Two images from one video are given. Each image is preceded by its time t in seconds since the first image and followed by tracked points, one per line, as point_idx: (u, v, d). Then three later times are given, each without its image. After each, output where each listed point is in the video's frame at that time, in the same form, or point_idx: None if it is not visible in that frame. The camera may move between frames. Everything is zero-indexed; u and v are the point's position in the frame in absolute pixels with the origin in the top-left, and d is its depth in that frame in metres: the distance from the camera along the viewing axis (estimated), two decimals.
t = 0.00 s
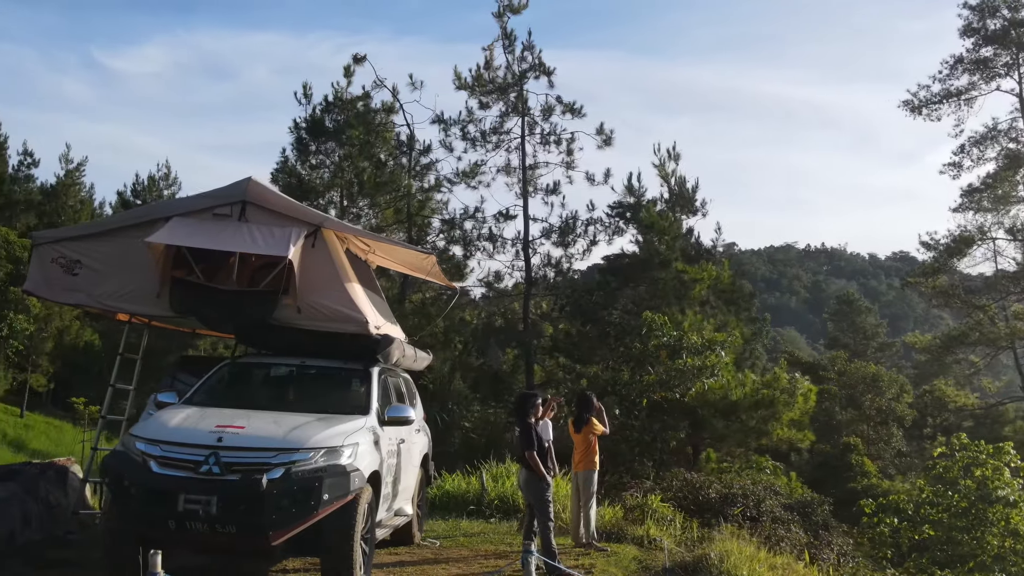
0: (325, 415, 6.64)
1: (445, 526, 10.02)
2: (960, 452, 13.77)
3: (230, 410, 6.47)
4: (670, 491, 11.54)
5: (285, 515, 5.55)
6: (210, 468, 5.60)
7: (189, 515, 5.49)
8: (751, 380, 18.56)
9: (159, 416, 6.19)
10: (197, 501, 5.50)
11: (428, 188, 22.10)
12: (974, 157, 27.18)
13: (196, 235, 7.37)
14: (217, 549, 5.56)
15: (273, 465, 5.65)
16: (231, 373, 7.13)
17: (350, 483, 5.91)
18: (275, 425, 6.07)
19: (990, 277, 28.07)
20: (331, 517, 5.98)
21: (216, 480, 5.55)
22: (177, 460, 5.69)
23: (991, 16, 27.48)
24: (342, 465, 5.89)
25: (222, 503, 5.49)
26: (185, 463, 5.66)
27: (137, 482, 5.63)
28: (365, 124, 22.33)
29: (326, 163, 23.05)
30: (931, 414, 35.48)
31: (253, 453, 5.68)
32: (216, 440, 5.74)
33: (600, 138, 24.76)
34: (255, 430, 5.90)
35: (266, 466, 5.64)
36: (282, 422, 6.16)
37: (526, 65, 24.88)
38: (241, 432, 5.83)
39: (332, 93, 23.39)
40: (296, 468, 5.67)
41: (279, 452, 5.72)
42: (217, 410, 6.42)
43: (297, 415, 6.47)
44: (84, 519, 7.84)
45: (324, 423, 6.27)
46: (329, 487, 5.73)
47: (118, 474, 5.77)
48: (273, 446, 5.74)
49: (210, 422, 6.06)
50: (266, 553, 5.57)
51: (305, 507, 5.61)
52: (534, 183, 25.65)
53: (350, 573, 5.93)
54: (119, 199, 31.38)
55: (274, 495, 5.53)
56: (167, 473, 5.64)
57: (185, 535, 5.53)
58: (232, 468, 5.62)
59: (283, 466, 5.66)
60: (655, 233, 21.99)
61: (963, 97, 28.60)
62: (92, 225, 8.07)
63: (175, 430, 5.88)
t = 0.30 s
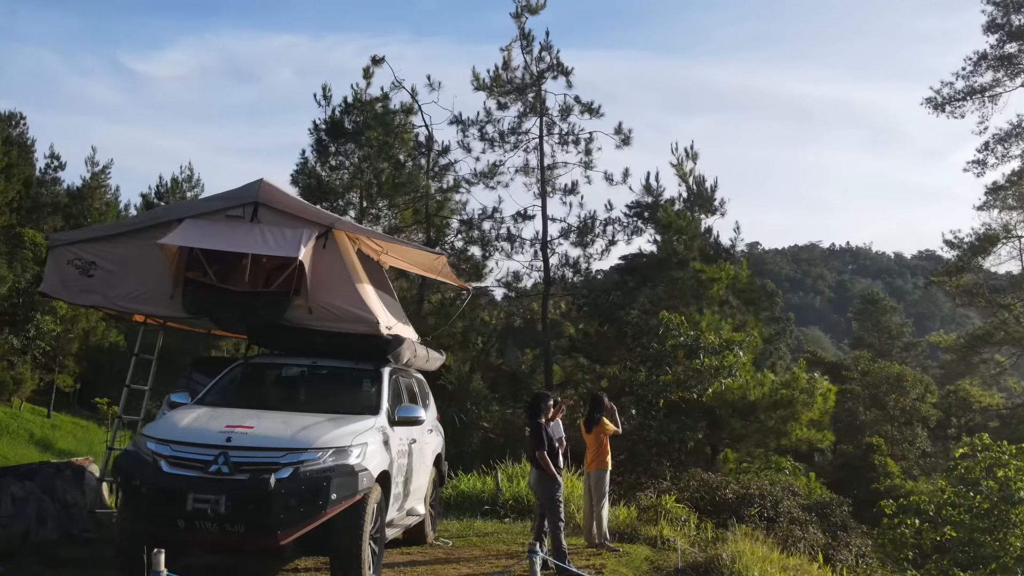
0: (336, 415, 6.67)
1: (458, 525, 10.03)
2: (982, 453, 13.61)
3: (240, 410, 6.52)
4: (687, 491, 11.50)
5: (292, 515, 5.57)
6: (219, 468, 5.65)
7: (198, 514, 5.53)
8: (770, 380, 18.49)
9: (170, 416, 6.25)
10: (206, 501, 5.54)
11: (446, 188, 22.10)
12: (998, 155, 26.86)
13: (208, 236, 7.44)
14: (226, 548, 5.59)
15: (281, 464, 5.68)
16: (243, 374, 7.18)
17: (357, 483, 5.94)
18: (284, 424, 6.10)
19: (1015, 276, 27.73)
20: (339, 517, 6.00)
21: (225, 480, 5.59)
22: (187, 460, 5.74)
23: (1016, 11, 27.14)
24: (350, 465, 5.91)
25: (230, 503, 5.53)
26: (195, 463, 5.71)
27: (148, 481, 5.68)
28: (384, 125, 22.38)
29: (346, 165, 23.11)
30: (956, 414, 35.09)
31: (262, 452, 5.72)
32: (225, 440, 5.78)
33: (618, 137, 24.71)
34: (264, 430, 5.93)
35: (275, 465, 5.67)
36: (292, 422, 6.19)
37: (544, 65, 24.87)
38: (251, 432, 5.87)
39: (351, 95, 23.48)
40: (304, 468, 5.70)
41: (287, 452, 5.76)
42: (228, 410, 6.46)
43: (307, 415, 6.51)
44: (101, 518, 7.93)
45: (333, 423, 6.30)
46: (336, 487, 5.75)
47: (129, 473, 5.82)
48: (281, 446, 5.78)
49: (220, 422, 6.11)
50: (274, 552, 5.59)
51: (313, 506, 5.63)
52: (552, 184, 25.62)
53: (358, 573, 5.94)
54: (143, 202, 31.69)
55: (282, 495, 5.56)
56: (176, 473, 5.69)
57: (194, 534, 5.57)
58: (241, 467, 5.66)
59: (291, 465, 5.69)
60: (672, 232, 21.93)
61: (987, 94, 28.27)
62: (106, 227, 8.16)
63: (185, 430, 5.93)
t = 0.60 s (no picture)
0: (346, 415, 6.71)
1: (472, 525, 10.04)
2: (1004, 453, 13.46)
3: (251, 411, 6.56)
4: (703, 491, 11.47)
5: (301, 514, 5.60)
6: (228, 467, 5.69)
7: (207, 513, 5.57)
8: (788, 380, 18.40)
9: (181, 416, 6.30)
10: (215, 500, 5.58)
11: (465, 188, 22.11)
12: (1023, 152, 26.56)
13: (221, 238, 7.50)
14: (235, 546, 5.63)
15: (289, 464, 5.72)
16: (256, 374, 7.23)
17: (365, 482, 5.96)
18: (293, 424, 6.14)
19: None
20: (348, 517, 6.02)
21: (234, 479, 5.63)
22: (196, 459, 5.78)
23: None
24: (358, 465, 5.94)
25: (239, 502, 5.56)
26: (205, 462, 5.76)
27: (158, 480, 5.73)
28: (403, 126, 22.42)
29: (365, 166, 23.20)
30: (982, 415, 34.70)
31: (271, 452, 5.76)
32: (234, 440, 5.83)
33: (636, 137, 24.65)
34: (273, 430, 5.97)
35: (283, 465, 5.71)
36: (301, 422, 6.23)
37: (562, 65, 24.86)
38: (260, 432, 5.91)
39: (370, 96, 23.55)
40: (312, 467, 5.73)
41: (296, 451, 5.80)
42: (239, 410, 6.51)
43: (317, 415, 6.55)
44: (117, 517, 8.00)
45: (342, 423, 6.34)
46: (344, 486, 5.78)
47: (140, 473, 5.88)
48: (290, 446, 5.82)
49: (230, 421, 6.16)
50: (282, 551, 5.62)
51: (321, 505, 5.66)
52: (570, 184, 25.59)
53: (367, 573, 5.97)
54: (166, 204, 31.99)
55: (290, 494, 5.59)
56: (186, 472, 5.73)
57: (204, 533, 5.61)
58: (249, 467, 5.70)
59: (300, 465, 5.73)
60: (690, 231, 21.88)
61: (1011, 91, 27.95)
62: (120, 230, 8.24)
63: (195, 430, 5.98)
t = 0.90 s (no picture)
0: (356, 415, 6.74)
1: (487, 525, 10.06)
2: None
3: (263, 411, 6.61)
4: (720, 492, 11.43)
5: (309, 513, 5.63)
6: (237, 467, 5.74)
7: (217, 512, 5.61)
8: (807, 380, 18.31)
9: (193, 416, 6.36)
10: (225, 499, 5.62)
11: (483, 188, 22.13)
12: None
13: (234, 239, 7.56)
14: (245, 545, 5.67)
15: (298, 463, 5.76)
16: (268, 374, 7.28)
17: (373, 482, 5.99)
18: (303, 424, 6.19)
19: None
20: (356, 517, 6.05)
21: (243, 478, 5.68)
22: (207, 458, 5.83)
23: None
24: (366, 464, 5.96)
25: (248, 500, 5.60)
26: (215, 462, 5.81)
27: (169, 480, 5.78)
28: (422, 126, 22.49)
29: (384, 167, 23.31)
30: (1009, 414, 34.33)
31: (280, 451, 5.81)
32: (244, 439, 5.88)
33: (654, 136, 24.58)
34: (283, 430, 6.02)
35: (292, 464, 5.75)
36: (310, 422, 6.27)
37: (580, 64, 24.82)
38: (269, 432, 5.96)
39: (389, 97, 23.62)
40: (320, 467, 5.77)
41: (304, 451, 5.84)
42: (251, 411, 6.56)
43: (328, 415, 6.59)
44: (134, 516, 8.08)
45: (351, 423, 6.37)
46: (352, 486, 5.80)
47: (151, 472, 5.93)
48: (299, 446, 5.85)
49: (241, 421, 6.21)
50: (292, 550, 5.66)
51: (329, 505, 5.69)
52: (588, 183, 25.56)
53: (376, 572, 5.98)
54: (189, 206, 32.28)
55: (299, 493, 5.63)
56: (196, 472, 5.78)
57: (213, 531, 5.65)
58: (259, 466, 5.74)
59: (308, 464, 5.77)
60: (707, 230, 21.84)
61: None
62: (134, 231, 8.32)
63: (206, 430, 6.03)
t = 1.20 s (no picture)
0: (366, 415, 6.77)
1: (500, 525, 10.06)
2: None
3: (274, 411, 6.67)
4: (736, 492, 11.37)
5: (317, 513, 5.66)
6: (247, 467, 5.78)
7: (226, 512, 5.65)
8: (826, 380, 18.18)
9: (205, 416, 6.42)
10: (234, 498, 5.66)
11: (501, 189, 22.16)
12: None
13: (246, 240, 7.63)
14: (254, 545, 5.71)
15: (307, 463, 5.79)
16: (280, 374, 7.34)
17: (382, 482, 6.01)
18: (313, 425, 6.23)
19: None
20: (365, 517, 6.07)
21: (253, 478, 5.72)
22: (218, 458, 5.89)
23: None
24: (375, 464, 5.99)
25: (257, 500, 5.65)
26: (225, 461, 5.86)
27: (180, 480, 5.83)
28: (440, 127, 22.56)
29: (404, 168, 23.43)
30: None
31: (290, 451, 5.85)
32: (254, 439, 5.92)
33: (673, 135, 24.52)
34: (292, 430, 6.06)
35: (301, 464, 5.79)
36: (320, 422, 6.31)
37: (599, 64, 24.78)
38: (279, 432, 6.01)
39: (409, 99, 23.71)
40: (329, 467, 5.80)
41: (313, 451, 5.87)
42: (262, 411, 6.62)
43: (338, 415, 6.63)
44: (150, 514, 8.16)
45: (361, 423, 6.40)
46: (361, 486, 5.82)
47: (163, 472, 5.99)
48: (308, 446, 5.89)
49: (251, 422, 6.26)
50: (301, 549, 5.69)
51: (338, 505, 5.71)
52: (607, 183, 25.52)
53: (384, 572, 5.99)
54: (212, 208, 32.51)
55: (307, 493, 5.66)
56: (206, 471, 5.83)
57: (222, 531, 5.69)
58: (268, 466, 5.78)
59: (317, 464, 5.80)
60: (725, 230, 21.72)
61: None
62: (148, 234, 8.42)
63: (217, 431, 6.09)
